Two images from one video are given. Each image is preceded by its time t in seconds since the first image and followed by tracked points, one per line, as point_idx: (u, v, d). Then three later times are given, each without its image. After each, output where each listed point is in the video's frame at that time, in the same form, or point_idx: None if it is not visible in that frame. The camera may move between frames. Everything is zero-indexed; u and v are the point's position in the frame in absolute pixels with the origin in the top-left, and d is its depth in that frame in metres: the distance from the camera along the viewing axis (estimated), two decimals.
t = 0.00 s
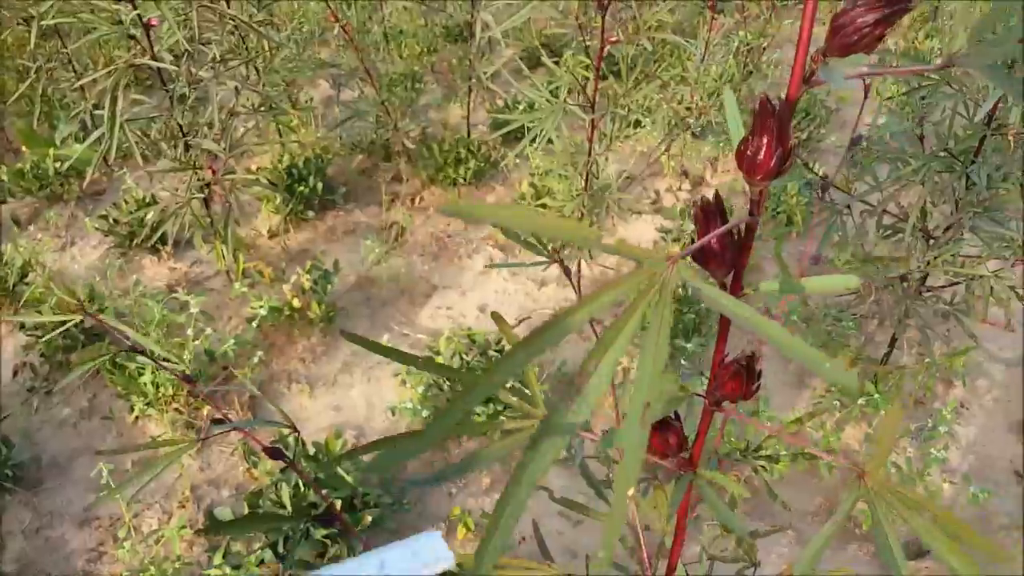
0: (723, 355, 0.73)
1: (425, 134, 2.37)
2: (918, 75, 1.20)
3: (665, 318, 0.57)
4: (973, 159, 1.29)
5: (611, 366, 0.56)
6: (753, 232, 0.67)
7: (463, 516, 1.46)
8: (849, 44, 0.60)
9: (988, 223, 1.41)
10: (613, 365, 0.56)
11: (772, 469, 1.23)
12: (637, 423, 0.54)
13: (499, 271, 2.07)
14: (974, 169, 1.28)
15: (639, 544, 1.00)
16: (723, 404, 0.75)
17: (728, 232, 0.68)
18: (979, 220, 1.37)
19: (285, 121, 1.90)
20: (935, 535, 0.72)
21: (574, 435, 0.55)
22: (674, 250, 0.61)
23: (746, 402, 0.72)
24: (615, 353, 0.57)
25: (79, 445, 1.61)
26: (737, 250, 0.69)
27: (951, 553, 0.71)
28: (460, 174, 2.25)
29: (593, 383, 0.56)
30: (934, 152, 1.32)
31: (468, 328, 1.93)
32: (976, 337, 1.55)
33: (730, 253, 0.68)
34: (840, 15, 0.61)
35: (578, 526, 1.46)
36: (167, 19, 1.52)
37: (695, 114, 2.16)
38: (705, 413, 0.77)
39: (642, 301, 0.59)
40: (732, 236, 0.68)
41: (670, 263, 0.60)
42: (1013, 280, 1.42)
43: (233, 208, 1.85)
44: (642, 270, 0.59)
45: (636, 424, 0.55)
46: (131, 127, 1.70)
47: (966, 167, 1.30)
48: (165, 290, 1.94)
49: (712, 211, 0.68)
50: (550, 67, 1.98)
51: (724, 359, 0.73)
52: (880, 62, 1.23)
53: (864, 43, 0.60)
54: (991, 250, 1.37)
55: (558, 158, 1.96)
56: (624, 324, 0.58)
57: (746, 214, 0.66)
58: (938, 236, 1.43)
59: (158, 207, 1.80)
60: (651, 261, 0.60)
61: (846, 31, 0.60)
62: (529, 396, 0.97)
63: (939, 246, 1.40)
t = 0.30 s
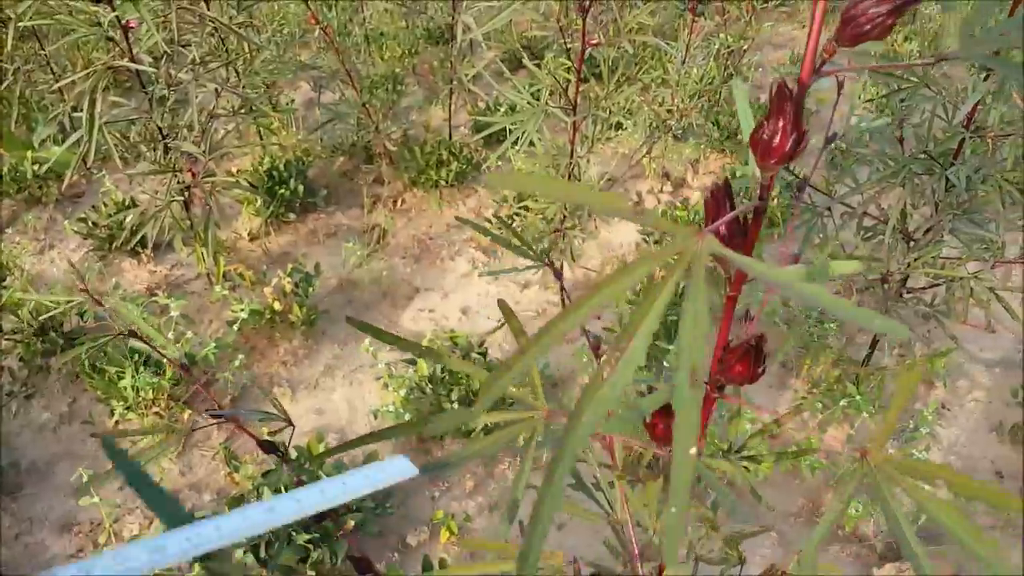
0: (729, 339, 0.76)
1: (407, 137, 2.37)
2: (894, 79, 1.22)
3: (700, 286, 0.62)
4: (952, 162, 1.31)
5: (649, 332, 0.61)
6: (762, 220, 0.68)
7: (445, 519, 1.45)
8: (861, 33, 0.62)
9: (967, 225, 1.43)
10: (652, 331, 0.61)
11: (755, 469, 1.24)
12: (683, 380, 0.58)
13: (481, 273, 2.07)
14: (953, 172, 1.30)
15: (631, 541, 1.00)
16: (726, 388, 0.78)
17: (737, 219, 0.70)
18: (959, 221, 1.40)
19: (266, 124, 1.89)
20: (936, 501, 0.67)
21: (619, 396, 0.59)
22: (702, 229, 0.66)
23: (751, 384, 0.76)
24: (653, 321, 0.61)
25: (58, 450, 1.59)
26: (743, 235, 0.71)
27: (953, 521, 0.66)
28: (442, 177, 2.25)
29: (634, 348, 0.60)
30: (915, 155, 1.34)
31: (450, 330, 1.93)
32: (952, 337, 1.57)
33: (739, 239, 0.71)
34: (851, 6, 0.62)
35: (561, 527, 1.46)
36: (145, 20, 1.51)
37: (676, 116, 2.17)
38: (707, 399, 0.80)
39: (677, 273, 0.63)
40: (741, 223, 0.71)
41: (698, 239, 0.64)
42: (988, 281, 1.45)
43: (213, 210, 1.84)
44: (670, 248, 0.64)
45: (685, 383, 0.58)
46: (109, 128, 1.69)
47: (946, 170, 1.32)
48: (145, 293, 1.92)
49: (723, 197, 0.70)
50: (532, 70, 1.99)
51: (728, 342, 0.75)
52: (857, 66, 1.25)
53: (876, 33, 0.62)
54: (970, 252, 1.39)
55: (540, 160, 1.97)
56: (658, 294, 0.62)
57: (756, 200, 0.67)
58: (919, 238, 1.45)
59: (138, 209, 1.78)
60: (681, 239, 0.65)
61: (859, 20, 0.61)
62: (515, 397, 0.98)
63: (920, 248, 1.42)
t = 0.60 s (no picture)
0: (743, 323, 0.70)
1: (400, 139, 2.37)
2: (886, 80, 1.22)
3: (722, 258, 0.57)
4: (945, 162, 1.32)
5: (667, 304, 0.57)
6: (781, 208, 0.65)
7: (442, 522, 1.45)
8: (876, 24, 0.57)
9: (960, 224, 1.44)
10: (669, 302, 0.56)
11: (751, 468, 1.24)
12: (704, 344, 0.53)
13: (475, 276, 2.07)
14: (946, 171, 1.31)
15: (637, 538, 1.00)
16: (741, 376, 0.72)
17: (753, 203, 0.68)
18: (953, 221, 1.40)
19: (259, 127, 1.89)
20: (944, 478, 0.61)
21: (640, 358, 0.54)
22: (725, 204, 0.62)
23: (766, 371, 0.69)
24: (671, 293, 0.57)
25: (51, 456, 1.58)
26: (761, 218, 0.68)
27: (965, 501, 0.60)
28: (435, 179, 2.24)
29: (650, 317, 0.56)
30: (909, 154, 1.35)
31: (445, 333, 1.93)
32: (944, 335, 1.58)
33: (757, 221, 0.68)
34: None
35: (558, 529, 1.46)
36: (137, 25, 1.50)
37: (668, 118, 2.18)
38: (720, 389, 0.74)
39: (699, 247, 0.59)
40: (757, 207, 0.68)
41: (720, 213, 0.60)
42: (980, 279, 1.46)
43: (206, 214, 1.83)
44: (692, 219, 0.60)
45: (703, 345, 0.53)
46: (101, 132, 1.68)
47: (940, 170, 1.32)
48: (138, 297, 1.91)
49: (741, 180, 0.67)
50: (525, 72, 1.99)
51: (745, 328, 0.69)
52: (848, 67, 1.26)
53: (891, 23, 0.58)
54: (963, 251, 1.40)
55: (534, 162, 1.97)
56: (677, 267, 0.58)
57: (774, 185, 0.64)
58: (912, 237, 1.45)
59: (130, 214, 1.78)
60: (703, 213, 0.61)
61: (874, 11, 0.57)
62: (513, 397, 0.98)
63: (913, 248, 1.42)
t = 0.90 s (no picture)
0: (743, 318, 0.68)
1: (386, 143, 2.35)
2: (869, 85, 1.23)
3: (720, 243, 0.57)
4: (926, 165, 1.32)
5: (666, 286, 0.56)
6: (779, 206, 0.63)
7: (428, 529, 1.44)
8: (874, 26, 0.56)
9: (941, 226, 1.44)
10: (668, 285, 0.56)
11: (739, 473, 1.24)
12: (701, 325, 0.54)
13: (462, 280, 2.06)
14: (928, 174, 1.31)
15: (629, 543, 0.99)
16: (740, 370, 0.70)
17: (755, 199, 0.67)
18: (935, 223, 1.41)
19: (241, 131, 1.87)
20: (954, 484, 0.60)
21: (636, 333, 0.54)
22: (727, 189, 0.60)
23: (764, 367, 0.67)
24: (671, 276, 0.56)
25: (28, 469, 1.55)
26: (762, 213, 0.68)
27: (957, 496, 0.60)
28: (421, 183, 2.23)
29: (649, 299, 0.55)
30: (889, 157, 1.35)
31: (431, 338, 1.92)
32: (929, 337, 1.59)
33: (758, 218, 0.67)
34: None
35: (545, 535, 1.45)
36: (117, 28, 1.48)
37: (653, 121, 2.19)
38: (718, 384, 0.72)
39: (697, 232, 0.58)
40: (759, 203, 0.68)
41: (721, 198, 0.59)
42: (963, 282, 1.46)
43: (188, 220, 1.81)
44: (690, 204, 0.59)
45: (700, 320, 0.54)
46: (80, 137, 1.66)
47: (920, 173, 1.33)
48: (118, 305, 1.89)
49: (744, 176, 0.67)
50: (510, 76, 1.99)
51: (744, 324, 0.67)
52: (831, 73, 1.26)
53: (889, 26, 0.56)
54: (945, 254, 1.41)
55: (520, 166, 1.97)
56: (677, 250, 0.57)
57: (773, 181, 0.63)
58: (895, 240, 1.46)
59: (110, 220, 1.75)
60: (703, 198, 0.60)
61: (873, 13, 0.56)
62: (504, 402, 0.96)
63: (896, 250, 1.43)
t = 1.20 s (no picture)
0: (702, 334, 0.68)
1: (344, 157, 2.33)
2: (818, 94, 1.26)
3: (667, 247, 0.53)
4: (876, 170, 1.34)
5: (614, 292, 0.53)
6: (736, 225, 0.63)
7: (396, 550, 1.42)
8: (828, 52, 0.56)
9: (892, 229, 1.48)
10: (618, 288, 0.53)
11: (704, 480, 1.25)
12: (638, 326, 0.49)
13: (425, 293, 2.05)
14: (878, 179, 1.34)
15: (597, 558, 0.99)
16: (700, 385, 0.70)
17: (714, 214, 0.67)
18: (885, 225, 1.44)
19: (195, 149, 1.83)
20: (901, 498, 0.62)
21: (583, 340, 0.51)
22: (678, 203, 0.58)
23: (722, 383, 0.67)
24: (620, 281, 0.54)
25: None
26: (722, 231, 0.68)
27: (910, 511, 0.62)
28: (381, 197, 2.21)
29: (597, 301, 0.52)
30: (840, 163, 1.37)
31: (394, 354, 1.90)
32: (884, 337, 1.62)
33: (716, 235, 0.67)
34: (819, 25, 0.57)
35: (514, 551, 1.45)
36: (61, 48, 1.44)
37: (611, 131, 2.21)
38: (679, 400, 0.72)
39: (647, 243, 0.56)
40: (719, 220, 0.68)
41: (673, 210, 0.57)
42: (915, 283, 1.50)
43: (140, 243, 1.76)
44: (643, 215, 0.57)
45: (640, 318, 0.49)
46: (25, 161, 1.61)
47: (871, 178, 1.36)
48: (69, 332, 1.84)
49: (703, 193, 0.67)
50: (467, 89, 1.99)
51: (701, 340, 0.67)
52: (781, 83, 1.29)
53: (842, 53, 0.57)
54: (896, 256, 1.44)
55: (479, 179, 1.97)
56: (629, 258, 0.55)
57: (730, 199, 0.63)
58: (847, 243, 1.49)
59: (58, 245, 1.70)
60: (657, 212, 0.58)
61: (828, 39, 0.56)
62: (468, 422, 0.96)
63: (849, 254, 1.46)
